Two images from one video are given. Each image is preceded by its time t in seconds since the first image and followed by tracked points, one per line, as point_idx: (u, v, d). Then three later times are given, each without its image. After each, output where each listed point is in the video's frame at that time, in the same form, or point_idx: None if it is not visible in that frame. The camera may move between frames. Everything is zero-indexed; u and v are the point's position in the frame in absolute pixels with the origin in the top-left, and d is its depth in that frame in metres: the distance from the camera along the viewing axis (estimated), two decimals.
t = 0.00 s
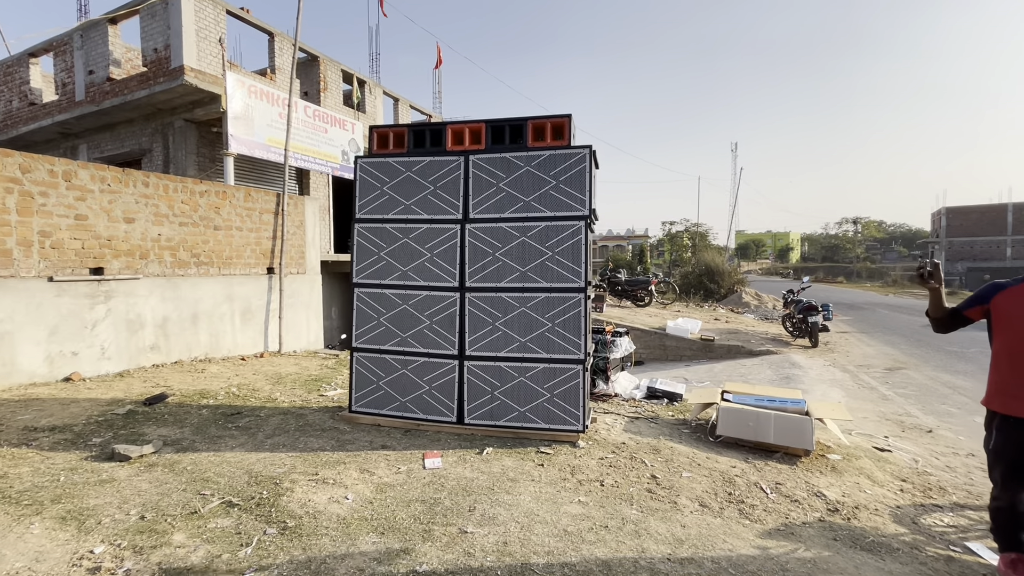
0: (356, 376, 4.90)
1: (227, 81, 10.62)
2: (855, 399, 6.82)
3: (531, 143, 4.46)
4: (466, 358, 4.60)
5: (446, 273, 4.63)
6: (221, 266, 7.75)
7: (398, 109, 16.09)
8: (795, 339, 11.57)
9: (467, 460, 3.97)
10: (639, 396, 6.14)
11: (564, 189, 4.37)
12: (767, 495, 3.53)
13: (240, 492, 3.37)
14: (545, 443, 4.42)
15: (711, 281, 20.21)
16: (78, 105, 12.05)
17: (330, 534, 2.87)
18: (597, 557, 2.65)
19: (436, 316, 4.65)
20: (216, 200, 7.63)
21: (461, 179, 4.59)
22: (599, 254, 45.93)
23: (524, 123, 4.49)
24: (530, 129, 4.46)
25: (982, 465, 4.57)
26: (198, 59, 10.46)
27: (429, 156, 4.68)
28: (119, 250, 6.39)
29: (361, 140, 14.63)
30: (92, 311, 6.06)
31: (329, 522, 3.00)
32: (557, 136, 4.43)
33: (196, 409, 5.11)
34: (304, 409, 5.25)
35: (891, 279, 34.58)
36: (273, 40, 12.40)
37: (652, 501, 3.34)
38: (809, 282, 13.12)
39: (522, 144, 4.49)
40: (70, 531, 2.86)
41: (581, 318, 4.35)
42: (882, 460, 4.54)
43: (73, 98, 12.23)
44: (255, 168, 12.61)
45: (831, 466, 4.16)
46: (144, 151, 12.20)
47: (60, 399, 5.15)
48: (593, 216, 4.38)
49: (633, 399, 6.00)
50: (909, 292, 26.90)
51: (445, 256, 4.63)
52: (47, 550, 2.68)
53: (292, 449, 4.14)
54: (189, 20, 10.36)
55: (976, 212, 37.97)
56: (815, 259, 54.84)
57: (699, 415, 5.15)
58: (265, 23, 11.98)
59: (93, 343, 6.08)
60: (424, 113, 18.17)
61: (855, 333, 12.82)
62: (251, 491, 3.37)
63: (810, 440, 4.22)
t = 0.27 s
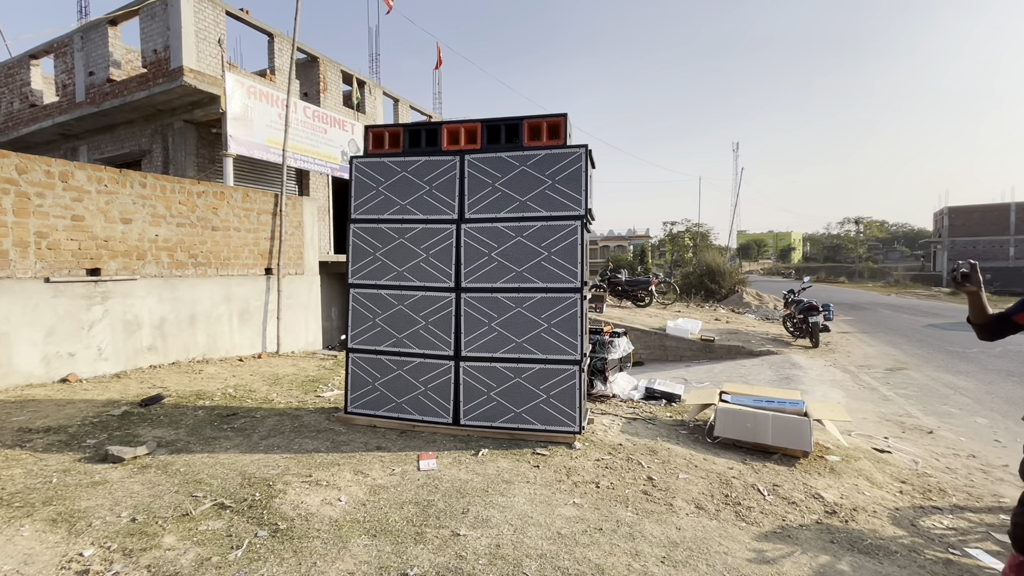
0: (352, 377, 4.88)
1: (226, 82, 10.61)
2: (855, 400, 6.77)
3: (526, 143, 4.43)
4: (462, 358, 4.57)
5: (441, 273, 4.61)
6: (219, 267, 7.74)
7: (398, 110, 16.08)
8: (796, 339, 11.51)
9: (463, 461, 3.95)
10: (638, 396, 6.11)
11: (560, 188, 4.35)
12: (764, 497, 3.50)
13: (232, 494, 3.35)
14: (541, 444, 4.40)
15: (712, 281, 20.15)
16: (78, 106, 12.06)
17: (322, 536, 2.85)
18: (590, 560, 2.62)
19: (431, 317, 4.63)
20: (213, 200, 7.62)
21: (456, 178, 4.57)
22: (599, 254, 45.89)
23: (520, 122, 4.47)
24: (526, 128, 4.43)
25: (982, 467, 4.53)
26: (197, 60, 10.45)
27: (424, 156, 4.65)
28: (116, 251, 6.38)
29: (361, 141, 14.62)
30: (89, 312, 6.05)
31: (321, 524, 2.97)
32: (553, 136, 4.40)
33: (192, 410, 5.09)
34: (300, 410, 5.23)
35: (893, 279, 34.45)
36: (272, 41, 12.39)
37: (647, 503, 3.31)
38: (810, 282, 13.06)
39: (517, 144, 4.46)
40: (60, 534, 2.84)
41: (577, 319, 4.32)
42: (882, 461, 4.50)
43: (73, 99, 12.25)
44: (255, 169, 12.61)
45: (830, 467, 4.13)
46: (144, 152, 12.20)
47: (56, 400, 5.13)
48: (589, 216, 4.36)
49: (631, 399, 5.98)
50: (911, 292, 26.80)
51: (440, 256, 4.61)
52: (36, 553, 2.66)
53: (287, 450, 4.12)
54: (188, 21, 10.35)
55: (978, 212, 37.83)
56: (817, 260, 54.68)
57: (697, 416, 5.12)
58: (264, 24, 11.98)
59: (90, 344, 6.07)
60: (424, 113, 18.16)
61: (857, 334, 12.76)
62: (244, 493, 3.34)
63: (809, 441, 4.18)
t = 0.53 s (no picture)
0: (350, 378, 4.87)
1: (227, 84, 10.63)
2: (856, 400, 6.74)
3: (524, 143, 4.42)
4: (460, 359, 4.56)
5: (439, 274, 4.60)
6: (218, 268, 7.75)
7: (399, 111, 16.09)
8: (797, 340, 11.48)
9: (460, 463, 3.93)
10: (637, 397, 6.09)
11: (557, 189, 4.34)
12: (762, 498, 3.48)
13: (229, 495, 3.34)
14: (540, 445, 4.39)
15: (713, 282, 20.12)
16: (79, 109, 12.09)
17: (318, 538, 2.84)
18: (587, 562, 2.61)
19: (429, 317, 4.62)
20: (213, 202, 7.63)
21: (454, 179, 4.56)
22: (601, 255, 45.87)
23: (517, 122, 4.46)
24: (523, 129, 4.43)
25: (983, 468, 4.50)
26: (198, 62, 10.46)
27: (422, 157, 4.65)
28: (116, 253, 6.39)
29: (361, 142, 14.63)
30: (88, 314, 6.06)
31: (317, 526, 2.97)
32: (551, 136, 4.39)
33: (190, 412, 5.09)
34: (298, 412, 5.22)
35: (896, 279, 34.32)
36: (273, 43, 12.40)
37: (645, 504, 3.29)
38: (811, 282, 13.02)
39: (515, 144, 4.46)
40: (56, 536, 2.83)
41: (575, 319, 4.31)
42: (882, 462, 4.48)
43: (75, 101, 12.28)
44: (255, 171, 12.63)
45: (829, 468, 4.11)
46: (145, 154, 12.23)
47: (55, 401, 5.14)
48: (587, 216, 4.35)
49: (630, 401, 5.96)
50: (914, 291, 26.72)
51: (438, 257, 4.60)
52: (31, 555, 2.65)
53: (285, 452, 4.12)
54: (189, 23, 10.37)
55: (981, 211, 37.71)
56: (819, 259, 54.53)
57: (696, 416, 5.10)
58: (265, 26, 12.00)
59: (89, 346, 6.08)
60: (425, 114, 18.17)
61: (858, 334, 12.72)
62: (240, 495, 3.34)
63: (808, 442, 4.16)
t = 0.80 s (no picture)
0: (348, 379, 4.87)
1: (228, 86, 10.66)
2: (858, 401, 6.71)
3: (521, 144, 4.41)
4: (458, 361, 4.55)
5: (437, 275, 4.59)
6: (218, 270, 7.76)
7: (399, 112, 16.11)
8: (799, 340, 11.43)
9: (457, 464, 3.92)
10: (636, 398, 6.06)
11: (555, 189, 4.33)
12: (761, 499, 3.46)
13: (225, 497, 3.34)
14: (538, 446, 4.37)
15: (715, 282, 20.07)
16: (81, 111, 12.13)
17: (313, 540, 2.83)
18: (582, 564, 2.59)
19: (427, 318, 4.61)
20: (213, 204, 7.65)
21: (451, 180, 4.55)
22: (602, 256, 45.87)
23: (514, 123, 4.45)
24: (520, 129, 4.41)
25: (985, 468, 4.46)
26: (199, 64, 10.47)
27: (419, 158, 4.64)
28: (115, 255, 6.40)
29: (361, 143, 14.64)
30: (88, 316, 6.07)
31: (313, 528, 2.96)
32: (548, 136, 4.38)
33: (189, 413, 5.10)
34: (297, 413, 5.22)
35: (899, 279, 34.14)
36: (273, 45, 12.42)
37: (643, 506, 3.28)
38: (813, 282, 12.96)
39: (512, 144, 4.45)
40: (52, 538, 2.83)
41: (572, 320, 4.29)
42: (883, 463, 4.45)
43: (77, 104, 12.33)
44: (256, 172, 12.64)
45: (829, 469, 4.08)
46: (146, 156, 12.26)
47: (54, 403, 5.15)
48: (584, 217, 4.33)
49: (630, 402, 5.94)
50: (918, 291, 26.61)
51: (435, 258, 4.59)
52: (27, 557, 2.65)
53: (282, 453, 4.11)
54: (190, 25, 10.39)
55: (985, 211, 37.54)
56: (822, 260, 54.33)
57: (695, 417, 5.08)
58: (266, 28, 12.02)
59: (89, 348, 6.09)
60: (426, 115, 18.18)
61: (861, 334, 12.66)
62: (237, 497, 3.33)
63: (808, 443, 4.13)
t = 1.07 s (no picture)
0: (347, 381, 4.86)
1: (229, 88, 10.68)
2: (859, 402, 6.67)
3: (518, 145, 4.40)
4: (456, 362, 4.54)
5: (435, 276, 4.58)
6: (218, 272, 7.77)
7: (400, 114, 16.13)
8: (801, 340, 11.37)
9: (455, 466, 3.91)
10: (636, 400, 6.04)
11: (552, 190, 4.31)
12: (760, 502, 3.43)
13: (221, 500, 3.33)
14: (536, 448, 4.36)
15: (717, 282, 20.00)
16: (83, 114, 12.18)
17: (308, 543, 2.82)
18: (577, 568, 2.57)
19: (425, 320, 4.60)
20: (212, 206, 7.66)
21: (448, 181, 4.54)
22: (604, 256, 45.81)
23: (512, 124, 4.43)
24: (518, 130, 4.40)
25: (988, 470, 4.42)
26: (200, 67, 10.50)
27: (416, 159, 4.63)
28: (115, 257, 6.41)
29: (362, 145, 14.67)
30: (88, 318, 6.08)
31: (308, 531, 2.95)
32: (546, 137, 4.36)
33: (188, 415, 5.10)
34: (295, 415, 5.22)
35: (903, 279, 33.93)
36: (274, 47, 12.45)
37: (640, 508, 3.26)
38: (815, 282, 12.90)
39: (509, 145, 4.43)
40: (47, 540, 2.83)
41: (570, 321, 4.28)
42: (884, 465, 4.42)
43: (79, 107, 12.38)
44: (258, 174, 12.67)
45: (829, 471, 4.05)
46: (148, 158, 12.30)
47: (54, 405, 5.16)
48: (582, 218, 4.32)
49: (630, 403, 5.92)
50: (921, 291, 26.52)
51: (433, 259, 4.58)
52: (21, 560, 2.64)
53: (279, 455, 4.11)
54: (191, 28, 10.42)
55: (989, 210, 37.38)
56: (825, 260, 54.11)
57: (695, 419, 5.05)
58: (267, 30, 12.05)
59: (89, 350, 6.10)
60: (427, 117, 18.20)
61: (863, 334, 12.60)
62: (233, 499, 3.33)
63: (807, 445, 4.11)
